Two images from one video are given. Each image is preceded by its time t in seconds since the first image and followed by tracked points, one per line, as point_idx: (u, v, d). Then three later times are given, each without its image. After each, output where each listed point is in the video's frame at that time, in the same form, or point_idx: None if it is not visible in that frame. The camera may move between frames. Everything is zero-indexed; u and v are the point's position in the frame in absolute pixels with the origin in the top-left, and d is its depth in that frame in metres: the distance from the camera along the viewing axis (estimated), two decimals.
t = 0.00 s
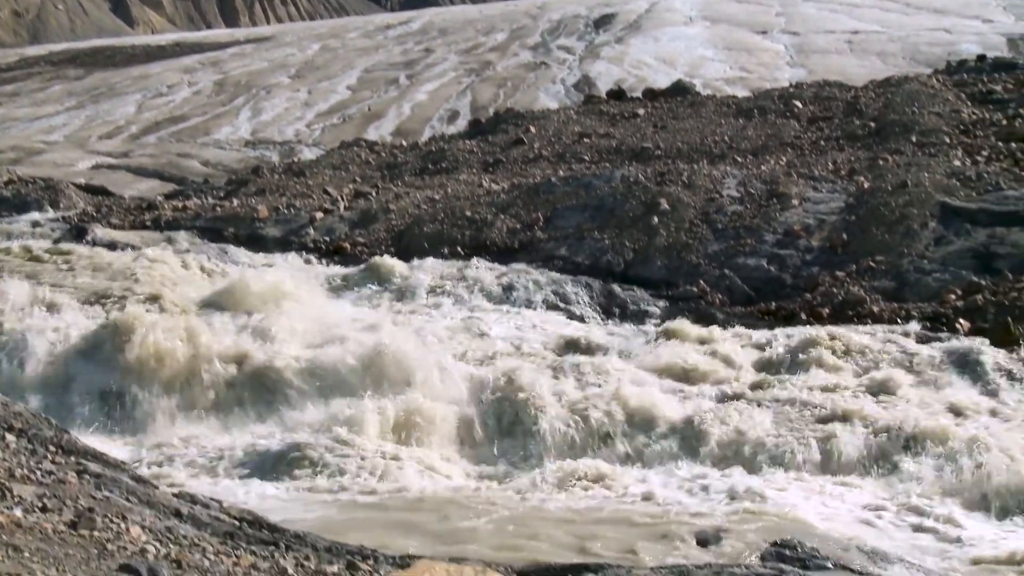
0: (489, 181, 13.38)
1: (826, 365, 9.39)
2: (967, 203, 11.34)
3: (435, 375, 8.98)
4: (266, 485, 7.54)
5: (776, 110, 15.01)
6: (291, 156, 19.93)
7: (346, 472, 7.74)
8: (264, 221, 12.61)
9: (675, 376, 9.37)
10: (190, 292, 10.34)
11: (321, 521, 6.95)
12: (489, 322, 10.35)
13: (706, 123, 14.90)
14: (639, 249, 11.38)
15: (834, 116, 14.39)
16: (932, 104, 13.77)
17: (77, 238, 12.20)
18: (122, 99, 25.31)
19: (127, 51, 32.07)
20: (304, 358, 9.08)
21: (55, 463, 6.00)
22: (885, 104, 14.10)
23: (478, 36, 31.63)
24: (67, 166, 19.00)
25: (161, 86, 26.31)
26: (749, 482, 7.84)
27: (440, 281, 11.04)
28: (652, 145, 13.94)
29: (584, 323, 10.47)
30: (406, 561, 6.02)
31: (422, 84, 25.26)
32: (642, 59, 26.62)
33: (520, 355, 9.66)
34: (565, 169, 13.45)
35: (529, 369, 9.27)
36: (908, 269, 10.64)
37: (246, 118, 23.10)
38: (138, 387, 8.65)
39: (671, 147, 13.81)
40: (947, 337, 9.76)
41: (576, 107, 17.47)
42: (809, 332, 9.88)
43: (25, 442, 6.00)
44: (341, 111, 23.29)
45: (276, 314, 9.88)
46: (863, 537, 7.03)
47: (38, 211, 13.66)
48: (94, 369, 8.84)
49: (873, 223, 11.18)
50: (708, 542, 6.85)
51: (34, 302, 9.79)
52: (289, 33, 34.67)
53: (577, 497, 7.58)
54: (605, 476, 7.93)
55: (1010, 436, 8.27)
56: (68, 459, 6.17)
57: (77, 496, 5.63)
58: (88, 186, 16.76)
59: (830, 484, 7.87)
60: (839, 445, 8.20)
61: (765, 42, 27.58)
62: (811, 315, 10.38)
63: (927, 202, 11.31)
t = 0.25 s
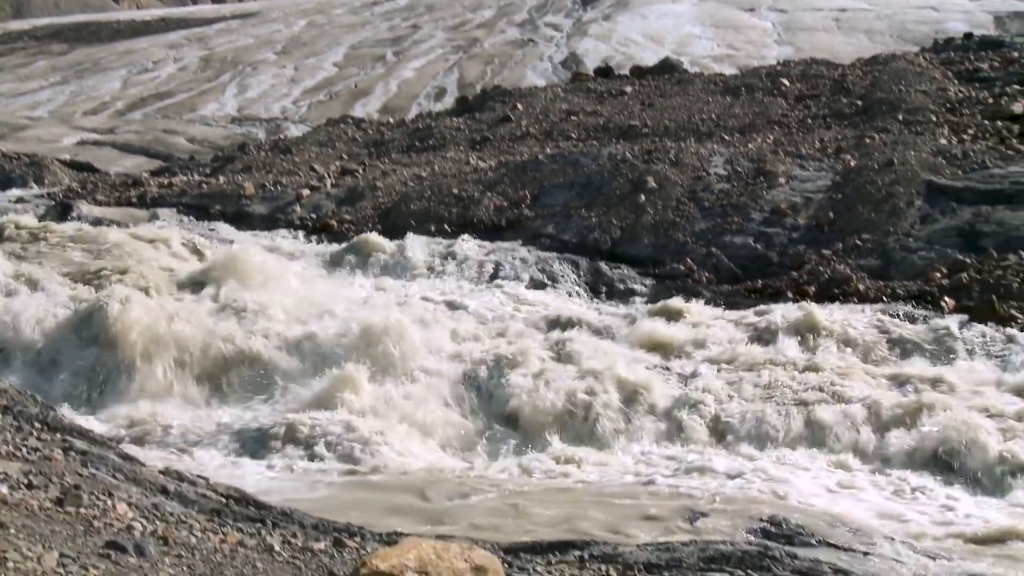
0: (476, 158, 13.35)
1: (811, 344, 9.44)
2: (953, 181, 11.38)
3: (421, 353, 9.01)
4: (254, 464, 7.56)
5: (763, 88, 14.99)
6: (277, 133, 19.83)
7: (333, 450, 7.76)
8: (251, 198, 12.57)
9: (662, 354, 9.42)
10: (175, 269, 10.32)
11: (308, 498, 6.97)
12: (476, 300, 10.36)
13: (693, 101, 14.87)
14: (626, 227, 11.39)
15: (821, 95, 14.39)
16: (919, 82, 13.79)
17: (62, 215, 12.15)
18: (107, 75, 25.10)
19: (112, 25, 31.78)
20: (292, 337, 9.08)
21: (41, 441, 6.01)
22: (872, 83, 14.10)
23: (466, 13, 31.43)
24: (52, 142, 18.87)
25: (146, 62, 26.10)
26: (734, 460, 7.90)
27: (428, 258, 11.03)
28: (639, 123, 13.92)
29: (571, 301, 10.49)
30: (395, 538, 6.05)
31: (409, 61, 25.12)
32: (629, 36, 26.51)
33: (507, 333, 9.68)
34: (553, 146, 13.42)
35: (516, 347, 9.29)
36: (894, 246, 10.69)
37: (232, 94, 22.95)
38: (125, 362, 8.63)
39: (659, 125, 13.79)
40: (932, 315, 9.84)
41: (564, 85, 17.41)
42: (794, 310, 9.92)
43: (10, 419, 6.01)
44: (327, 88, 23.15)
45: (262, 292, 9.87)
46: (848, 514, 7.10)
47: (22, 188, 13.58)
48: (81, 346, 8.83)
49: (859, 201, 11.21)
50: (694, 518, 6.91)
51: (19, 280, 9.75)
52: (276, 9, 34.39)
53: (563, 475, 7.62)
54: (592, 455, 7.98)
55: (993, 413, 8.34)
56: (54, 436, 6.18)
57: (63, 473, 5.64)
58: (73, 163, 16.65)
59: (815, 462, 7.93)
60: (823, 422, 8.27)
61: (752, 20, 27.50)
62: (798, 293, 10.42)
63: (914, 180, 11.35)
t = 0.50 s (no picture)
0: (460, 136, 13.32)
1: (794, 322, 9.50)
2: (936, 160, 11.43)
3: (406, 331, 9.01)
4: (239, 439, 7.59)
5: (748, 67, 14.97)
6: (261, 111, 19.71)
7: (319, 427, 7.79)
8: (234, 175, 12.52)
9: (646, 332, 9.46)
10: (158, 246, 10.28)
11: (292, 475, 7.00)
12: (461, 278, 10.37)
13: (678, 79, 14.85)
14: (611, 205, 11.40)
15: (806, 73, 14.39)
16: (903, 61, 13.81)
17: (44, 191, 12.08)
18: (88, 51, 24.85)
19: None
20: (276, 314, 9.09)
21: (23, 418, 6.00)
22: (856, 61, 14.11)
23: None
24: (34, 118, 18.70)
25: (129, 38, 25.84)
26: (718, 437, 7.97)
27: (412, 235, 11.03)
28: (624, 101, 13.90)
29: (556, 280, 10.52)
30: (378, 516, 6.09)
31: (393, 38, 24.95)
32: (615, 14, 26.39)
33: (492, 311, 9.71)
34: (537, 124, 13.40)
35: (500, 326, 9.32)
36: (877, 225, 10.76)
37: (215, 71, 22.76)
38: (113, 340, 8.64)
39: (643, 103, 13.78)
40: (915, 293, 9.91)
41: (549, 63, 17.34)
42: (777, 289, 9.99)
43: None
44: (311, 65, 22.99)
45: (247, 269, 9.85)
46: (830, 490, 7.18)
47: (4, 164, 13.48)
48: (66, 323, 8.80)
49: (843, 180, 11.24)
50: (677, 494, 6.98)
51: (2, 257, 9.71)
52: None
53: (547, 452, 7.67)
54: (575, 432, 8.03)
55: (973, 390, 8.43)
56: (36, 414, 6.18)
57: (45, 450, 5.64)
58: (55, 139, 16.52)
59: (797, 439, 8.01)
60: (806, 398, 8.33)
61: None
62: (781, 272, 10.48)
63: (897, 159, 11.39)
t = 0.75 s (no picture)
0: (447, 114, 13.28)
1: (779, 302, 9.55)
2: (921, 139, 11.48)
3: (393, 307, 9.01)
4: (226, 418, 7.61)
5: (735, 46, 14.95)
6: (247, 88, 19.60)
7: (306, 406, 7.82)
8: (219, 153, 12.49)
9: (631, 311, 9.51)
10: (143, 224, 10.25)
11: (278, 453, 7.04)
12: (448, 256, 10.38)
13: (665, 57, 14.83)
14: (597, 184, 11.42)
15: (792, 52, 14.39)
16: (889, 40, 13.81)
17: (28, 167, 12.01)
18: (72, 26, 24.61)
19: None
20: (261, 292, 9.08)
21: (7, 396, 6.00)
22: (843, 40, 14.12)
23: None
24: (17, 95, 18.54)
25: (112, 14, 25.58)
26: (703, 416, 8.03)
27: (399, 213, 11.03)
28: (611, 79, 13.88)
29: (542, 258, 10.54)
30: (364, 494, 6.12)
31: (380, 15, 24.78)
32: None
33: (478, 290, 9.73)
34: (524, 103, 13.37)
35: (486, 305, 9.35)
36: (862, 205, 10.81)
37: (200, 48, 22.58)
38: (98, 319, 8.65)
39: (630, 81, 13.77)
40: (900, 272, 9.97)
41: (535, 41, 17.27)
42: (763, 268, 10.04)
43: None
44: (297, 42, 22.82)
45: (232, 247, 9.84)
46: (813, 469, 7.25)
47: None
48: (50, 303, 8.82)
49: (829, 159, 11.28)
50: (662, 472, 7.03)
51: None
52: None
53: (532, 430, 7.72)
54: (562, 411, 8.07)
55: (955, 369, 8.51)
56: (21, 392, 6.18)
57: (30, 428, 5.63)
58: (39, 115, 16.40)
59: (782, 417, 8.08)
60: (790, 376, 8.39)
61: None
62: (767, 251, 10.52)
63: (883, 138, 11.43)
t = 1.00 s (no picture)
0: (429, 95, 13.24)
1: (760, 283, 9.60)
2: (902, 121, 11.53)
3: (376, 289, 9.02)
4: (207, 400, 7.61)
5: (717, 27, 14.94)
6: (227, 67, 19.46)
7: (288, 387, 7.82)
8: (200, 133, 12.42)
9: (613, 292, 9.54)
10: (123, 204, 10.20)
11: (259, 433, 7.05)
12: (430, 237, 10.37)
13: (647, 38, 14.80)
14: (579, 165, 11.42)
15: (775, 33, 14.40)
16: (871, 21, 13.84)
17: (6, 147, 11.92)
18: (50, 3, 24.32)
19: None
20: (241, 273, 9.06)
21: None
22: (825, 21, 14.14)
23: None
24: None
25: None
26: (683, 398, 8.09)
27: (381, 194, 11.01)
28: (593, 60, 13.86)
29: (524, 239, 10.55)
30: (345, 475, 6.14)
31: None
32: None
33: (461, 270, 9.73)
34: (506, 83, 13.33)
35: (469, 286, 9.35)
36: (844, 186, 10.87)
37: (180, 26, 22.38)
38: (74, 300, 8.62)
39: (612, 62, 13.75)
40: (880, 253, 10.03)
41: (518, 21, 17.21)
42: (744, 249, 10.08)
43: None
44: (278, 21, 22.65)
45: (212, 228, 9.80)
46: (792, 449, 7.31)
47: None
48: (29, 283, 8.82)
49: (810, 140, 11.32)
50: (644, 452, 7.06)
51: None
52: None
53: (514, 411, 7.76)
54: (544, 392, 8.10)
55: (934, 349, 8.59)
56: None
57: (10, 408, 5.61)
58: (17, 94, 16.25)
59: (763, 398, 8.14)
60: (770, 357, 8.45)
61: None
62: (748, 232, 10.57)
63: (864, 120, 11.47)
